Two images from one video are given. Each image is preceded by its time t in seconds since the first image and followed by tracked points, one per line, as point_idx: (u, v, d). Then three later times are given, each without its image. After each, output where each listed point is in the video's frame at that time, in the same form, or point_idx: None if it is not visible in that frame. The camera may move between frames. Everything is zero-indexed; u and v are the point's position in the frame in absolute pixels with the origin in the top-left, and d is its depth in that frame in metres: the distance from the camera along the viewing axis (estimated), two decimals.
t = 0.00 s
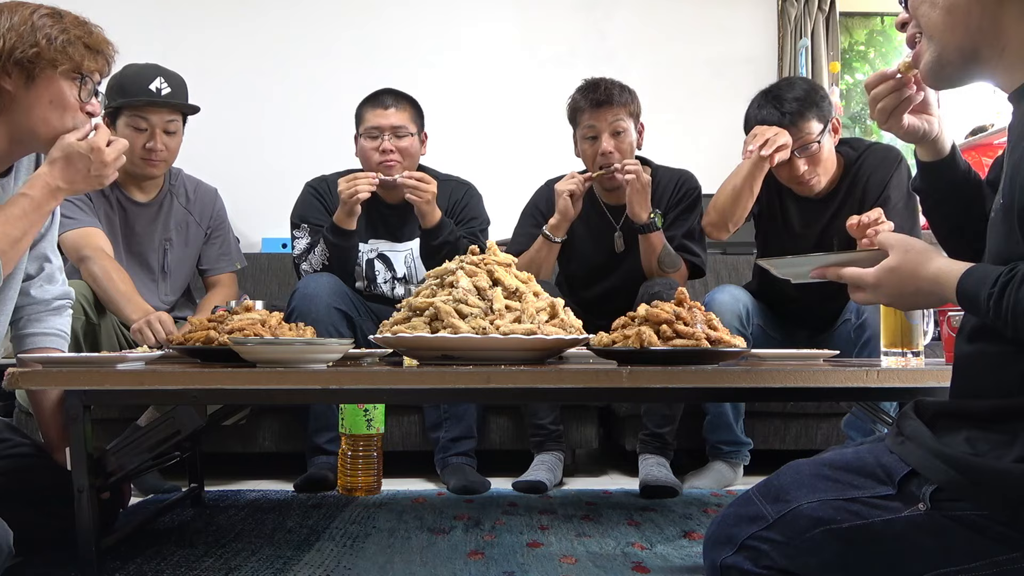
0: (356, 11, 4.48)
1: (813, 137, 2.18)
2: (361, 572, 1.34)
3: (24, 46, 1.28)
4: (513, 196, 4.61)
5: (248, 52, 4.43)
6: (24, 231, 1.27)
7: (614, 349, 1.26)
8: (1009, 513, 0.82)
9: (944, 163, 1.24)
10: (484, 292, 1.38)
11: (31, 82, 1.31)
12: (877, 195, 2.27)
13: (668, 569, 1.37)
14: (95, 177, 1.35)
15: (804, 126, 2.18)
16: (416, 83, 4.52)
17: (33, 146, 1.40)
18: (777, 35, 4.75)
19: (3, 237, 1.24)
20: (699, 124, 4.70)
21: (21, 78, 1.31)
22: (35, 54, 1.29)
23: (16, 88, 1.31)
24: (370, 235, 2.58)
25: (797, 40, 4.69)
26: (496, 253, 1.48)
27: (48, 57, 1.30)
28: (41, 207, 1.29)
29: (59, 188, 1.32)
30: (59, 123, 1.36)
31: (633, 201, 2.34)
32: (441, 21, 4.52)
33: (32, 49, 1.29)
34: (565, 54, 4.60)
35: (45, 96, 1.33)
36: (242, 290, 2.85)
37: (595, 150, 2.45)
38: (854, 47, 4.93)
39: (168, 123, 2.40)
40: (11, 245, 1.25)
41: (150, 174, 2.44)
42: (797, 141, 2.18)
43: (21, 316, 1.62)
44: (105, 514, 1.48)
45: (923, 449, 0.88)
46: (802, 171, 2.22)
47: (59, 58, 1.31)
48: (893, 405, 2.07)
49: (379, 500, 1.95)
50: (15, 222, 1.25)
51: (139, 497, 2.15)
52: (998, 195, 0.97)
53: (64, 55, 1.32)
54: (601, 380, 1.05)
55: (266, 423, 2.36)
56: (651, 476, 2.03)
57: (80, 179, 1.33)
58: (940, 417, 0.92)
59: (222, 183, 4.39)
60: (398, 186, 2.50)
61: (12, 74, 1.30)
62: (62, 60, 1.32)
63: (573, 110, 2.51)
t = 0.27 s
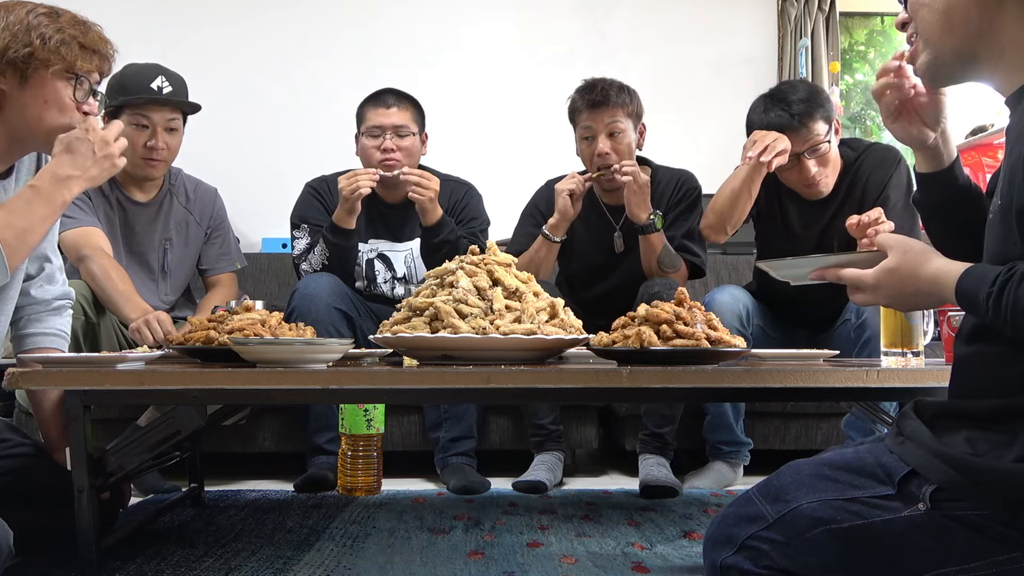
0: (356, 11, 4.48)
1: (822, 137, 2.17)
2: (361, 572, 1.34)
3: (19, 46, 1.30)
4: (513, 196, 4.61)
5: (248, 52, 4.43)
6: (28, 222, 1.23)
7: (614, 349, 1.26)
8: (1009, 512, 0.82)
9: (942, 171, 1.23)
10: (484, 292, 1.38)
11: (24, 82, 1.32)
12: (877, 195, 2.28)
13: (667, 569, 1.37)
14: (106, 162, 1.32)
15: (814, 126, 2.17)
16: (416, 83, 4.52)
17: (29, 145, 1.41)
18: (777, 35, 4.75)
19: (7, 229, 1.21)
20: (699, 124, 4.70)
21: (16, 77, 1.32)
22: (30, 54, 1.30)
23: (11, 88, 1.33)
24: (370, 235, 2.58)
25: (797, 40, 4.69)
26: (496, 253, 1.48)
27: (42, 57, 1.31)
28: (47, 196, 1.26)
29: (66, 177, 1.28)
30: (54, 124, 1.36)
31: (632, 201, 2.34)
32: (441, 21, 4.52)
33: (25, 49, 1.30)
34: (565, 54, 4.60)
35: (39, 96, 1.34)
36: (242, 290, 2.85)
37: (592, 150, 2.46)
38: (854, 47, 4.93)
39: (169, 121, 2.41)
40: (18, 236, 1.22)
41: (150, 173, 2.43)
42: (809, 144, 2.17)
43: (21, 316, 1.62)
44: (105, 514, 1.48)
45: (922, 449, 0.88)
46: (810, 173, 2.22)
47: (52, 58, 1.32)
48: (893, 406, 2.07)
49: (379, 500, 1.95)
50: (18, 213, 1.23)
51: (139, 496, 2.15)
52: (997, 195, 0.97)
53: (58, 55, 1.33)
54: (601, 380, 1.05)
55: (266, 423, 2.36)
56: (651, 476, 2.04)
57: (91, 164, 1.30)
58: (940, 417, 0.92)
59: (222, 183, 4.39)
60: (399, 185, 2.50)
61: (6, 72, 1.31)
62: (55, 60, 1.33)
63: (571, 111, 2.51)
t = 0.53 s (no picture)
0: (356, 11, 4.48)
1: (832, 132, 2.18)
2: (361, 572, 1.34)
3: (16, 47, 1.30)
4: (514, 196, 4.61)
5: (248, 52, 4.43)
6: (30, 211, 1.21)
7: (614, 349, 1.26)
8: (1009, 512, 0.82)
9: (933, 173, 1.23)
10: (484, 292, 1.38)
11: (21, 83, 1.32)
12: (880, 194, 2.28)
13: (667, 568, 1.38)
14: (107, 148, 1.31)
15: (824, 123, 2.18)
16: (417, 83, 4.52)
17: (27, 147, 1.40)
18: (777, 35, 4.75)
19: (14, 220, 1.20)
20: (699, 124, 4.70)
21: (13, 78, 1.32)
22: (28, 54, 1.30)
23: (8, 89, 1.33)
24: (370, 235, 2.58)
25: (797, 40, 4.69)
26: (496, 253, 1.48)
27: (40, 58, 1.31)
28: (49, 183, 1.24)
29: (64, 162, 1.26)
30: (49, 124, 1.36)
31: (633, 197, 2.34)
32: (441, 21, 4.52)
33: (23, 50, 1.30)
34: (565, 54, 4.60)
35: (36, 97, 1.34)
36: (242, 290, 2.85)
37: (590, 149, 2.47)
38: (854, 47, 4.93)
39: (169, 115, 2.43)
40: (21, 228, 1.21)
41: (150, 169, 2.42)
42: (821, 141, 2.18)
43: (21, 316, 1.62)
44: (105, 515, 1.48)
45: (922, 449, 0.88)
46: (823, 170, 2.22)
47: (49, 60, 1.32)
48: (893, 405, 2.07)
49: (379, 500, 1.95)
50: (19, 202, 1.21)
51: (139, 496, 2.15)
52: (998, 194, 0.97)
53: (57, 56, 1.33)
54: (600, 380, 1.05)
55: (266, 422, 2.36)
56: (651, 476, 2.04)
57: (92, 150, 1.29)
58: (940, 417, 0.92)
59: (222, 183, 4.39)
60: (400, 185, 2.51)
61: (2, 72, 1.31)
62: (52, 62, 1.33)
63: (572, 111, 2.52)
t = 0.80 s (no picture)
0: (356, 11, 4.48)
1: (839, 130, 2.17)
2: (361, 572, 1.34)
3: (24, 50, 1.30)
4: (514, 197, 4.61)
5: (248, 52, 4.43)
6: (30, 211, 1.21)
7: (614, 350, 1.26)
8: (1009, 512, 0.82)
9: (927, 174, 1.23)
10: (484, 292, 1.38)
11: (26, 86, 1.32)
12: (883, 194, 2.28)
13: (667, 569, 1.37)
14: (102, 144, 1.32)
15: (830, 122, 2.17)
16: (417, 83, 4.52)
17: (27, 150, 1.40)
18: (777, 35, 4.75)
19: (14, 220, 1.20)
20: (699, 124, 4.70)
21: (18, 80, 1.32)
22: (35, 58, 1.31)
23: (11, 90, 1.33)
24: (370, 235, 2.58)
25: (797, 40, 4.68)
26: (496, 253, 1.48)
27: (46, 63, 1.32)
28: (47, 181, 1.24)
29: (62, 161, 1.26)
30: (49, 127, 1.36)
31: (636, 197, 2.34)
32: (441, 21, 4.52)
33: (31, 53, 1.30)
34: (565, 54, 4.60)
35: (39, 101, 1.34)
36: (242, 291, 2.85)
37: (592, 149, 2.46)
38: (854, 47, 4.93)
39: (162, 108, 2.45)
40: (21, 227, 1.20)
41: (145, 162, 2.43)
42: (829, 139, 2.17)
43: (21, 317, 1.62)
44: (105, 515, 1.48)
45: (922, 449, 0.88)
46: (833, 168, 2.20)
47: (55, 66, 1.33)
48: (893, 405, 2.07)
49: (379, 500, 1.95)
50: (17, 204, 1.20)
51: (139, 497, 2.15)
52: (998, 195, 0.97)
53: (63, 63, 1.33)
54: (601, 380, 1.05)
55: (265, 422, 2.36)
56: (651, 476, 2.04)
57: (88, 148, 1.29)
58: (940, 417, 0.92)
59: (222, 183, 4.39)
60: (402, 186, 2.50)
61: (7, 74, 1.31)
62: (57, 68, 1.33)
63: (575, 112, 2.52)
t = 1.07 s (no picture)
0: (357, 11, 4.48)
1: (847, 125, 2.15)
2: (361, 572, 1.34)
3: (26, 51, 1.31)
4: (514, 197, 4.61)
5: (248, 52, 4.43)
6: (32, 215, 1.21)
7: (614, 349, 1.26)
8: (1009, 512, 0.82)
9: (928, 180, 1.24)
10: (484, 292, 1.38)
11: (27, 86, 1.32)
12: (885, 193, 2.29)
13: (667, 568, 1.38)
14: (102, 145, 1.32)
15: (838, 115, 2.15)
16: (417, 83, 4.52)
17: (25, 151, 1.40)
18: (777, 35, 4.75)
19: (15, 224, 1.19)
20: (699, 124, 4.70)
21: (19, 80, 1.32)
22: (37, 59, 1.31)
23: (12, 90, 1.33)
24: (370, 235, 2.58)
25: (797, 40, 4.67)
26: (496, 253, 1.48)
27: (48, 65, 1.32)
28: (49, 185, 1.24)
29: (63, 164, 1.26)
30: (48, 129, 1.36)
31: (638, 196, 2.34)
32: (441, 21, 4.52)
33: (33, 54, 1.31)
34: (565, 54, 4.60)
35: (38, 101, 1.34)
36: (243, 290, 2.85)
37: (593, 150, 2.46)
38: (854, 47, 4.93)
39: (191, 114, 2.42)
40: (24, 232, 1.20)
41: (170, 167, 2.42)
42: (834, 132, 2.15)
43: (21, 317, 1.62)
44: (105, 514, 1.48)
45: (922, 449, 0.88)
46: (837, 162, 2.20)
47: (56, 67, 1.33)
48: (893, 405, 2.06)
49: (379, 500, 1.95)
50: (20, 206, 1.21)
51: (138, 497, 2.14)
52: (999, 196, 0.97)
53: (64, 66, 1.33)
54: (600, 380, 1.05)
55: (265, 422, 2.35)
56: (651, 475, 2.03)
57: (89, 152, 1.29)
58: (940, 417, 0.92)
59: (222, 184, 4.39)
60: (402, 185, 2.50)
61: (8, 73, 1.31)
62: (58, 70, 1.33)
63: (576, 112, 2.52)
